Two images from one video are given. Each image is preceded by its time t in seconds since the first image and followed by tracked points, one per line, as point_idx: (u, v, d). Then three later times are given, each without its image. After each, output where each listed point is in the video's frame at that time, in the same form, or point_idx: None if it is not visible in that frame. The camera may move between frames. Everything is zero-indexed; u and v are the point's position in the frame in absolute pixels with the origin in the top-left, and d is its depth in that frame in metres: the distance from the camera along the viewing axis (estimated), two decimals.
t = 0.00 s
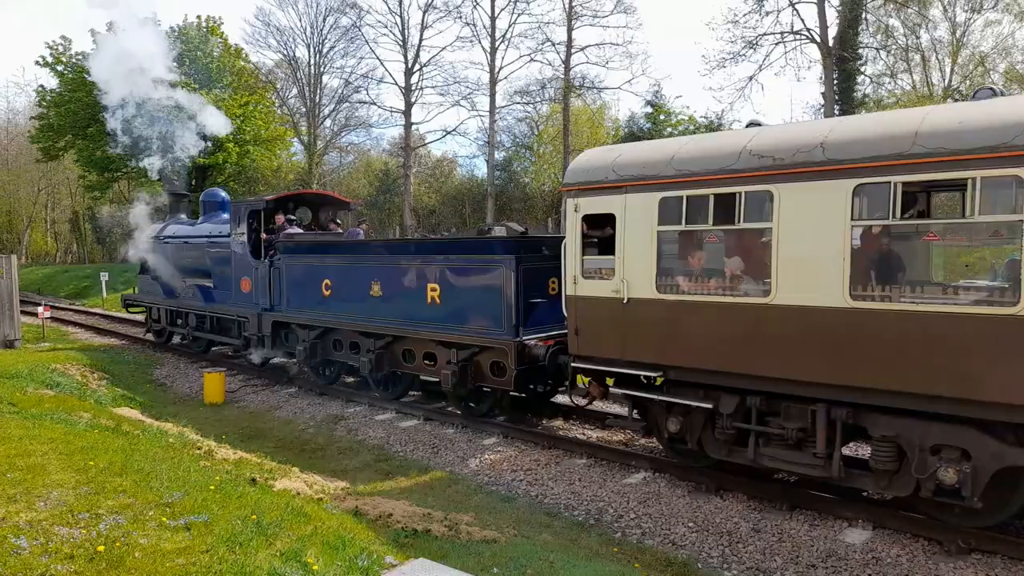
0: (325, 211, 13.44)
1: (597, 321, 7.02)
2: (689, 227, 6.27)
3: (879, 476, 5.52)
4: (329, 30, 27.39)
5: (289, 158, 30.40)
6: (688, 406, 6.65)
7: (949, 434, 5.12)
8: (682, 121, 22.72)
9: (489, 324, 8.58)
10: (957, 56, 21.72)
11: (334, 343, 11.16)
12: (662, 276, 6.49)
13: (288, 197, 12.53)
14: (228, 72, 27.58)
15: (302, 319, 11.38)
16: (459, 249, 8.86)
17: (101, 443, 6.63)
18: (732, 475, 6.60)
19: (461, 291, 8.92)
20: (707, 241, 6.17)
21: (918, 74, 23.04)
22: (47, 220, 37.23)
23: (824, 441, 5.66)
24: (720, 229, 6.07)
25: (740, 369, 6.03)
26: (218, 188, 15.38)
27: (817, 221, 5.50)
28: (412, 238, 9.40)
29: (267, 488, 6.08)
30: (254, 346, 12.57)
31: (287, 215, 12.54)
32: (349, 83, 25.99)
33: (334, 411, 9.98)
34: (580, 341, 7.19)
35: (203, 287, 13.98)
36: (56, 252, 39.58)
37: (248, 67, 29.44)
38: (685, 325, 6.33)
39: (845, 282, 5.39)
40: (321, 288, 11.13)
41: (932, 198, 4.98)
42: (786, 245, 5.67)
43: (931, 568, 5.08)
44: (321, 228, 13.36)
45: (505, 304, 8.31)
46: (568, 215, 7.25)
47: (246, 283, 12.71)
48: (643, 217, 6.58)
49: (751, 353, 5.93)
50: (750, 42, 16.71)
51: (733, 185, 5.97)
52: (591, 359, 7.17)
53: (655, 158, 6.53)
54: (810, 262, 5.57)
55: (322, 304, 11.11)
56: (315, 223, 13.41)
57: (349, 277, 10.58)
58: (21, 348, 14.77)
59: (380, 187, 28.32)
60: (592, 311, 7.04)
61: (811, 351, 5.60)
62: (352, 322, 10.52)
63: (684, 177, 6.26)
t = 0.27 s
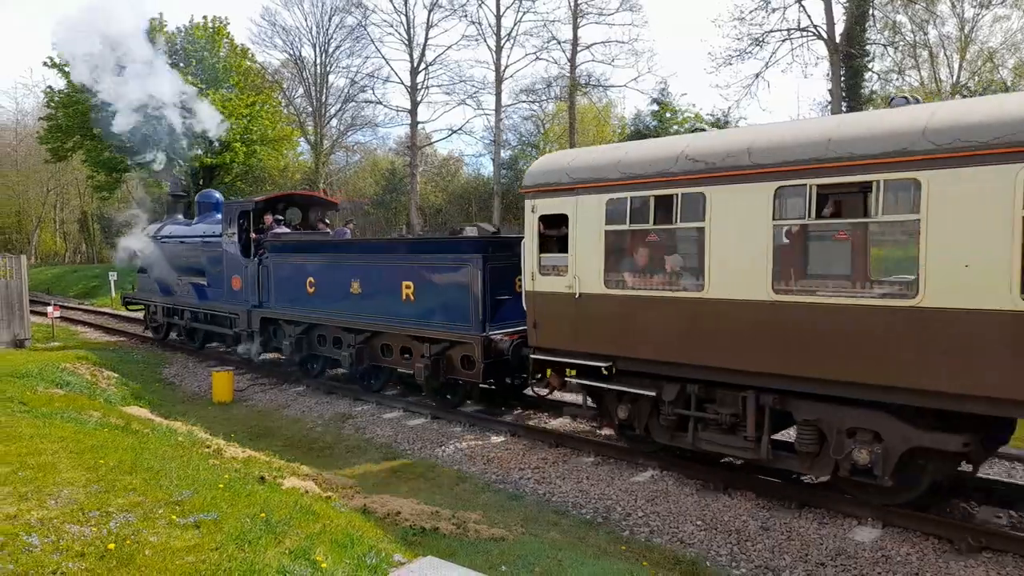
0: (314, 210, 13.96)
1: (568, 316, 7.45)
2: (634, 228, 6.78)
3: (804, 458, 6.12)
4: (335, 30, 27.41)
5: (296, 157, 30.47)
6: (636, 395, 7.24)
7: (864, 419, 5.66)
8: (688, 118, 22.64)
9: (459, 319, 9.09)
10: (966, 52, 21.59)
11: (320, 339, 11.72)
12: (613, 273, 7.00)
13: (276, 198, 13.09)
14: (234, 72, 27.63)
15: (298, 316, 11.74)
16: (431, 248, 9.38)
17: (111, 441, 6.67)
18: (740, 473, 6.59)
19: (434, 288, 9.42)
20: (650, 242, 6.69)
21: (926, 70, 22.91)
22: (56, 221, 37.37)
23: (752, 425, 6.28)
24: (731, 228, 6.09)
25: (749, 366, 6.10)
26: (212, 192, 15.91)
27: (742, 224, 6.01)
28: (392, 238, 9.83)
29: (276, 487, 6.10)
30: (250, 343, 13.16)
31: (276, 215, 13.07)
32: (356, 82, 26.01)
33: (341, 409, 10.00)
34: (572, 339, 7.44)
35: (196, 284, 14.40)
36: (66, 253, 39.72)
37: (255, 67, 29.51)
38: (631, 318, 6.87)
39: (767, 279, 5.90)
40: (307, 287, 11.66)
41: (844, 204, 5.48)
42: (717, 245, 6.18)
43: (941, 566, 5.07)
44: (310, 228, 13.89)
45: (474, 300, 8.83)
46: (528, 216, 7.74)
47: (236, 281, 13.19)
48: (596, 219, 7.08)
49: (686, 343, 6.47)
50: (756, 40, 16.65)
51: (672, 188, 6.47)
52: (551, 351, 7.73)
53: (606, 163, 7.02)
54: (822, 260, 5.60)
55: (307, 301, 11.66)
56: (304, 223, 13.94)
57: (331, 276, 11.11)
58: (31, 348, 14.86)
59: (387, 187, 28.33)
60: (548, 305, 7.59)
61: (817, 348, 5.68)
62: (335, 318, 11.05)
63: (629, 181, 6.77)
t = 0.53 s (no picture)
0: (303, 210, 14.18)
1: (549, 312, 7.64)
2: (583, 228, 7.24)
3: (734, 442, 6.54)
4: (339, 28, 27.40)
5: (300, 155, 30.50)
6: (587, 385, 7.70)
7: (787, 405, 6.10)
8: (693, 116, 22.57)
9: (430, 315, 9.48)
10: (972, 49, 21.49)
11: (301, 333, 12.07)
12: (564, 270, 7.46)
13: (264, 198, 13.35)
14: (238, 70, 27.67)
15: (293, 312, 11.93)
16: (405, 246, 9.79)
17: (116, 439, 6.70)
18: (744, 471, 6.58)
19: (409, 284, 9.80)
20: (596, 240, 7.15)
21: (932, 67, 22.80)
22: (62, 219, 37.51)
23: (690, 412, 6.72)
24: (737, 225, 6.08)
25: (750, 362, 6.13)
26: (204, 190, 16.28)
27: (675, 223, 6.47)
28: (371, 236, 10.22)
29: (280, 484, 6.12)
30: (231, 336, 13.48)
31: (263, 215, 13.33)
32: (359, 80, 26.03)
33: (346, 407, 10.02)
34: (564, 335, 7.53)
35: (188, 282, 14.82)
36: (72, 251, 39.86)
37: (259, 65, 29.53)
38: (579, 313, 7.34)
39: (698, 275, 6.36)
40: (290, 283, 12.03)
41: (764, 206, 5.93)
42: (654, 244, 6.65)
43: (946, 565, 5.05)
44: (297, 227, 14.13)
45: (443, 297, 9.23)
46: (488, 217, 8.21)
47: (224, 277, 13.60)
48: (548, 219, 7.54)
49: (627, 335, 6.93)
50: (761, 37, 16.59)
51: (614, 189, 6.94)
52: (510, 343, 8.18)
53: (558, 167, 7.48)
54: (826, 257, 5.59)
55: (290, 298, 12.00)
56: (293, 223, 14.19)
57: (313, 273, 11.52)
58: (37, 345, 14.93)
59: (391, 184, 28.33)
60: (506, 301, 8.07)
61: (818, 345, 5.70)
62: (314, 313, 11.42)
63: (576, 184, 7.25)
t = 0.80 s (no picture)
0: (291, 211, 14.71)
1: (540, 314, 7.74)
2: (538, 231, 7.71)
3: (671, 432, 6.99)
4: (343, 29, 27.46)
5: (304, 156, 30.54)
6: (542, 378, 8.16)
7: (716, 397, 6.55)
8: (697, 118, 22.55)
9: (403, 313, 9.94)
10: (977, 52, 21.46)
11: (285, 330, 12.54)
12: (520, 270, 7.94)
13: (253, 200, 13.90)
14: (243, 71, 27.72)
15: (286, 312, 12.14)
16: (377, 246, 10.36)
17: (118, 439, 6.71)
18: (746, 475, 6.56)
19: (384, 283, 10.29)
20: (550, 244, 7.61)
21: (937, 70, 22.76)
22: (66, 219, 37.60)
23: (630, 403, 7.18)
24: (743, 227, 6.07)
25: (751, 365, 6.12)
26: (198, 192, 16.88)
27: (617, 228, 6.94)
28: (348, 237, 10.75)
29: (282, 485, 6.12)
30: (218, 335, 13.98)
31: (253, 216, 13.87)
32: (363, 82, 26.07)
33: (348, 408, 10.02)
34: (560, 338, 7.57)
35: (181, 281, 15.36)
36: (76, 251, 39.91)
37: (263, 67, 29.59)
38: (534, 312, 7.80)
39: (638, 276, 6.81)
40: (274, 282, 12.60)
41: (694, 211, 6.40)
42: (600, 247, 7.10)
43: (949, 569, 5.03)
44: (285, 228, 14.69)
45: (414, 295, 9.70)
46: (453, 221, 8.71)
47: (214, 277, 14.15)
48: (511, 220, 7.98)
49: (575, 332, 7.41)
50: (766, 39, 16.57)
51: (566, 196, 7.41)
52: (472, 340, 8.64)
53: (517, 174, 7.93)
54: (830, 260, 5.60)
55: (273, 296, 12.58)
56: (281, 224, 14.74)
57: (294, 273, 12.09)
58: (42, 345, 14.97)
59: (394, 186, 28.36)
60: (468, 301, 8.56)
61: (818, 348, 5.71)
62: (296, 311, 11.94)
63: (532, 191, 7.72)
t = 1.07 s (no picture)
0: (287, 211, 14.88)
1: (542, 312, 7.76)
2: (506, 232, 8.12)
3: (626, 419, 7.46)
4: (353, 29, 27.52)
5: (314, 155, 30.64)
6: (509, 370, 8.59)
7: (663, 387, 7.01)
8: (707, 116, 22.45)
9: (380, 308, 10.24)
10: (990, 49, 21.29)
11: (277, 325, 12.91)
12: (489, 269, 8.32)
13: (248, 201, 14.12)
14: (253, 71, 27.84)
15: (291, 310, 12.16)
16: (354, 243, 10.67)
17: (131, 436, 6.75)
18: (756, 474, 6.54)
19: (363, 279, 10.58)
20: (516, 244, 8.02)
21: (949, 67, 22.58)
22: (79, 218, 37.88)
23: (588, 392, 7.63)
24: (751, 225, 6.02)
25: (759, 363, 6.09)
26: (199, 192, 17.19)
27: (574, 227, 7.35)
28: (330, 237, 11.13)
29: (293, 483, 6.14)
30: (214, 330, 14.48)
31: (247, 216, 14.07)
32: (373, 81, 26.12)
33: (358, 406, 10.06)
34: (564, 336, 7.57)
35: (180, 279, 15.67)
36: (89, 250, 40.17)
37: (273, 66, 29.71)
38: (501, 308, 8.20)
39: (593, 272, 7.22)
40: (265, 279, 12.88)
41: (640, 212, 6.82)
42: (560, 247, 7.50)
43: (962, 570, 5.00)
44: (281, 228, 14.81)
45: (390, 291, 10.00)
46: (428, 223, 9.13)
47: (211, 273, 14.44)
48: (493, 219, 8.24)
49: (537, 326, 7.82)
50: (777, 37, 16.48)
51: (530, 198, 7.82)
52: (444, 335, 9.03)
53: (489, 176, 8.30)
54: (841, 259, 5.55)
55: (265, 292, 12.89)
56: (278, 223, 14.86)
57: (281, 271, 12.39)
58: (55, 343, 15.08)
59: (404, 184, 28.40)
60: (440, 298, 8.97)
61: (826, 347, 5.68)
62: (287, 308, 12.22)
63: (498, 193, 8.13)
